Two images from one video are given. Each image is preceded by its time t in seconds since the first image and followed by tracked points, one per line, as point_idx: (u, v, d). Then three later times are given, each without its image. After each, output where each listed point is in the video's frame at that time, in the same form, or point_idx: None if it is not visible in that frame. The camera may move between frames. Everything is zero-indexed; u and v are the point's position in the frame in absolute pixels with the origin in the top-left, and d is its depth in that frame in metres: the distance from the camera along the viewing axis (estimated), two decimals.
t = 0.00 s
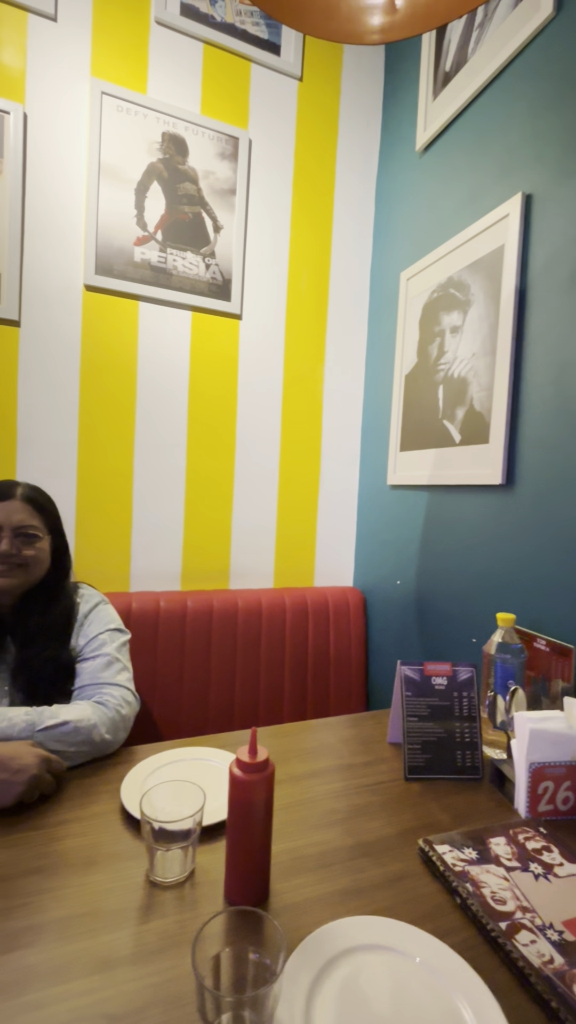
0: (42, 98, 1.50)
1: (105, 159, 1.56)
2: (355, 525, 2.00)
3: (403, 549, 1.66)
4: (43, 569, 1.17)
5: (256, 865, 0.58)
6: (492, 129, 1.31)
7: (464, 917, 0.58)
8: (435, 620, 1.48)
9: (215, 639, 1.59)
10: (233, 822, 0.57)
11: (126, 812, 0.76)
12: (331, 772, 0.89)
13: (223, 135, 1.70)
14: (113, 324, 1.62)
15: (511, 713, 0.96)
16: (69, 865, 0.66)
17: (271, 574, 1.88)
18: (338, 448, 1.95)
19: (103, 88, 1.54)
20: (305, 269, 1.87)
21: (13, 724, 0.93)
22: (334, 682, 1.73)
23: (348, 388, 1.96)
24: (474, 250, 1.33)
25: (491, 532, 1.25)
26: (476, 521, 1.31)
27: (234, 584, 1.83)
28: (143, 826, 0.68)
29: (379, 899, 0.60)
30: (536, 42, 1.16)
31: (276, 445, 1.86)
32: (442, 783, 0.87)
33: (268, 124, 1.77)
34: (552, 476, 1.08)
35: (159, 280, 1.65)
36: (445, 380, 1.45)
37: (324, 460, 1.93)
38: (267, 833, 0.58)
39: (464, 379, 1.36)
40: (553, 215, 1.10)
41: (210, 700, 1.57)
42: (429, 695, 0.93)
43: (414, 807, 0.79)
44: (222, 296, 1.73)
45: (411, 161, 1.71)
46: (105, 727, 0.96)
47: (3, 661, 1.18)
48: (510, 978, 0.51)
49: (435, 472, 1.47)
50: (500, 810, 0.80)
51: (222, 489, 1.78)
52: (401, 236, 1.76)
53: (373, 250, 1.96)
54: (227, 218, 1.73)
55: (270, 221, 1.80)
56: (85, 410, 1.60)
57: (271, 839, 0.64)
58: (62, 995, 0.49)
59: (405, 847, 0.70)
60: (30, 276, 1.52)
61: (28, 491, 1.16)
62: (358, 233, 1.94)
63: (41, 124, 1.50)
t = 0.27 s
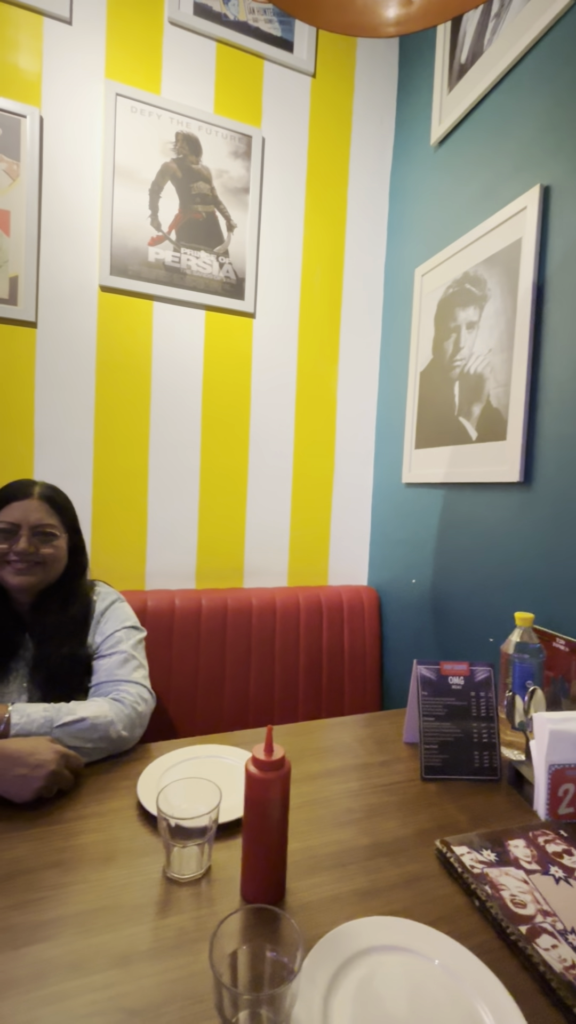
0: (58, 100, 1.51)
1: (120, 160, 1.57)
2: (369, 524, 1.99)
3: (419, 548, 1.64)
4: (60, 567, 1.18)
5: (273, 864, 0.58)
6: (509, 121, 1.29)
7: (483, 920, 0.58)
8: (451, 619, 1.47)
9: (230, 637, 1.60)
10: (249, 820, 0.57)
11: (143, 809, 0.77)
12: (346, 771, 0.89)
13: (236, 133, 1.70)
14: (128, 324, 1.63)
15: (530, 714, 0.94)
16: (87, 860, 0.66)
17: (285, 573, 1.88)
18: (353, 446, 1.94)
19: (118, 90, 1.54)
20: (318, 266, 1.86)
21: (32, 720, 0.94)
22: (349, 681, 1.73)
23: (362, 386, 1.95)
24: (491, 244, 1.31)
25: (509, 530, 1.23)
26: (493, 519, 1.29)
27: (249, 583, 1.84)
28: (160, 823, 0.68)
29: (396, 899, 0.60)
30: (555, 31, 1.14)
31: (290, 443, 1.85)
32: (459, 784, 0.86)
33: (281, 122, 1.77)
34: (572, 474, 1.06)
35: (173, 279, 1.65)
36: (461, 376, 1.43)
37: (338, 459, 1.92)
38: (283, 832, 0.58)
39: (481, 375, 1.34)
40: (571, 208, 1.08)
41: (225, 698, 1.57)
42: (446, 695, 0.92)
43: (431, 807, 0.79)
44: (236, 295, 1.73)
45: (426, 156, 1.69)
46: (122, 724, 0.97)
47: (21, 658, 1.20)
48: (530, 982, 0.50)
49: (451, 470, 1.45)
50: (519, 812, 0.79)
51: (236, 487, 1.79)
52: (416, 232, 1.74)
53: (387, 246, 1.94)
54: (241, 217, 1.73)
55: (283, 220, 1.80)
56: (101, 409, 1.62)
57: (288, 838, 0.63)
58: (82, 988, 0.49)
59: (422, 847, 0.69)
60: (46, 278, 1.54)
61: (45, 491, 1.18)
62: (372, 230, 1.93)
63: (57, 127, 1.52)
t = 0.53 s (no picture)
0: (72, 103, 1.52)
1: (134, 161, 1.58)
2: (383, 522, 1.98)
3: (434, 547, 1.63)
4: (76, 566, 1.19)
5: (288, 862, 0.58)
6: (525, 112, 1.27)
7: (501, 923, 0.57)
8: (467, 618, 1.45)
9: (244, 636, 1.60)
10: (264, 819, 0.57)
11: (159, 805, 0.77)
12: (361, 771, 0.88)
13: (249, 132, 1.70)
14: (142, 324, 1.64)
15: (548, 715, 0.93)
16: (104, 855, 0.67)
17: (298, 572, 1.88)
18: (366, 444, 1.93)
19: (131, 91, 1.55)
20: (332, 263, 1.85)
21: (49, 715, 0.95)
22: (363, 680, 1.72)
23: (376, 383, 1.94)
24: (507, 238, 1.29)
25: (527, 528, 1.21)
26: (510, 517, 1.27)
27: (262, 582, 1.84)
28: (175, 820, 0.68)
29: (413, 901, 0.59)
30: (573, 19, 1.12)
31: (303, 442, 1.85)
32: (476, 785, 0.85)
33: (294, 119, 1.76)
34: None
35: (187, 279, 1.66)
36: (477, 372, 1.41)
37: (351, 457, 1.91)
38: (298, 831, 0.58)
39: (498, 371, 1.32)
40: None
41: (239, 696, 1.58)
42: (462, 695, 0.91)
43: (448, 809, 0.78)
44: (250, 294, 1.73)
45: (440, 150, 1.67)
46: (137, 721, 0.97)
47: (38, 657, 1.21)
48: (550, 988, 0.50)
49: (467, 468, 1.44)
50: (537, 814, 0.78)
51: (250, 486, 1.79)
52: (431, 228, 1.73)
53: (401, 242, 1.93)
54: (254, 216, 1.72)
55: (297, 217, 1.79)
56: (116, 409, 1.63)
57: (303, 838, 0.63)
58: (99, 983, 0.50)
59: (439, 849, 0.69)
60: (62, 279, 1.55)
61: (61, 490, 1.19)
62: (386, 226, 1.91)
63: (72, 129, 1.53)
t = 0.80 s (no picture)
0: (87, 106, 1.54)
1: (147, 162, 1.59)
2: (397, 521, 1.96)
3: (448, 546, 1.61)
4: (91, 564, 1.20)
5: (303, 863, 0.58)
6: (541, 104, 1.25)
7: (519, 927, 0.56)
8: (482, 618, 1.43)
9: (257, 635, 1.60)
10: (279, 819, 0.57)
11: (174, 803, 0.77)
12: (375, 771, 0.87)
13: (261, 131, 1.70)
14: (155, 324, 1.64)
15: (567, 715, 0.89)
16: (120, 851, 0.67)
17: (311, 571, 1.87)
18: (379, 443, 1.92)
19: (145, 93, 1.56)
20: (345, 261, 1.84)
21: (66, 713, 0.96)
22: (377, 680, 1.71)
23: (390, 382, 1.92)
24: (523, 233, 1.27)
25: (543, 527, 1.19)
26: (526, 515, 1.25)
27: (275, 581, 1.84)
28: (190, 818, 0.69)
29: (429, 903, 0.59)
30: None
31: (316, 441, 1.84)
32: (493, 787, 0.84)
33: (306, 117, 1.76)
34: None
35: (200, 279, 1.66)
36: (492, 370, 1.40)
37: (364, 456, 1.91)
38: (313, 831, 0.58)
39: (513, 368, 1.31)
40: None
41: (252, 695, 1.58)
42: (478, 695, 0.90)
43: (464, 810, 0.77)
44: (262, 293, 1.73)
45: (454, 145, 1.66)
46: (152, 719, 0.98)
47: (54, 656, 1.22)
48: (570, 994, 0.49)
49: (482, 466, 1.42)
50: (556, 817, 0.77)
51: (263, 485, 1.79)
52: (444, 224, 1.71)
53: (415, 239, 1.91)
54: (266, 214, 1.72)
55: (309, 216, 1.79)
56: (130, 409, 1.64)
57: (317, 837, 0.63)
58: (116, 978, 0.50)
59: (455, 851, 0.68)
60: (76, 280, 1.57)
61: (77, 489, 1.20)
62: (399, 223, 1.90)
63: (86, 132, 1.54)
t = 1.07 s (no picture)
0: (99, 108, 1.55)
1: (159, 163, 1.59)
2: (409, 521, 1.95)
3: (461, 545, 1.60)
4: (103, 562, 1.21)
5: (316, 862, 0.58)
6: (556, 97, 1.23)
7: (535, 930, 0.55)
8: (496, 618, 1.42)
9: (269, 633, 1.60)
10: (292, 818, 0.57)
11: (187, 800, 0.78)
12: (388, 772, 0.87)
13: (272, 130, 1.69)
14: (167, 324, 1.65)
15: None
16: (134, 847, 0.68)
17: (322, 570, 1.87)
18: (391, 442, 1.91)
19: (156, 94, 1.57)
20: (356, 259, 1.83)
21: (89, 690, 0.99)
22: (389, 680, 1.70)
23: (402, 380, 1.91)
24: (537, 227, 1.26)
25: (559, 526, 1.18)
26: (541, 514, 1.24)
27: (287, 580, 1.84)
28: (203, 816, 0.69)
29: (443, 905, 0.58)
30: None
31: (327, 440, 1.84)
32: (507, 789, 0.83)
33: (318, 115, 1.75)
34: None
35: (211, 279, 1.66)
36: (506, 367, 1.38)
37: (376, 455, 1.90)
38: (326, 831, 0.57)
39: (528, 365, 1.29)
40: None
41: (264, 694, 1.58)
42: (492, 696, 0.90)
43: (478, 812, 0.76)
44: (273, 292, 1.73)
45: (467, 140, 1.64)
46: (167, 713, 1.01)
47: (66, 657, 1.20)
48: None
49: (496, 464, 1.41)
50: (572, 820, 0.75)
51: (274, 484, 1.79)
52: (457, 220, 1.69)
53: (427, 236, 1.90)
54: (277, 213, 1.72)
55: (320, 214, 1.78)
56: (142, 409, 1.65)
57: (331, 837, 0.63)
58: (130, 974, 0.50)
59: (469, 852, 0.67)
60: (89, 281, 1.58)
61: (89, 488, 1.21)
62: (411, 220, 1.89)
63: (98, 134, 1.56)
